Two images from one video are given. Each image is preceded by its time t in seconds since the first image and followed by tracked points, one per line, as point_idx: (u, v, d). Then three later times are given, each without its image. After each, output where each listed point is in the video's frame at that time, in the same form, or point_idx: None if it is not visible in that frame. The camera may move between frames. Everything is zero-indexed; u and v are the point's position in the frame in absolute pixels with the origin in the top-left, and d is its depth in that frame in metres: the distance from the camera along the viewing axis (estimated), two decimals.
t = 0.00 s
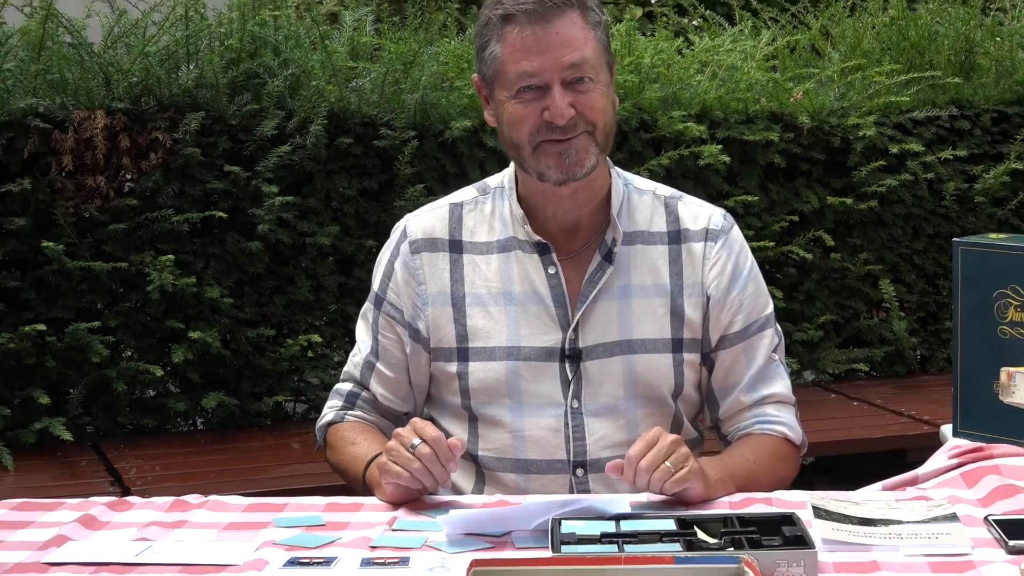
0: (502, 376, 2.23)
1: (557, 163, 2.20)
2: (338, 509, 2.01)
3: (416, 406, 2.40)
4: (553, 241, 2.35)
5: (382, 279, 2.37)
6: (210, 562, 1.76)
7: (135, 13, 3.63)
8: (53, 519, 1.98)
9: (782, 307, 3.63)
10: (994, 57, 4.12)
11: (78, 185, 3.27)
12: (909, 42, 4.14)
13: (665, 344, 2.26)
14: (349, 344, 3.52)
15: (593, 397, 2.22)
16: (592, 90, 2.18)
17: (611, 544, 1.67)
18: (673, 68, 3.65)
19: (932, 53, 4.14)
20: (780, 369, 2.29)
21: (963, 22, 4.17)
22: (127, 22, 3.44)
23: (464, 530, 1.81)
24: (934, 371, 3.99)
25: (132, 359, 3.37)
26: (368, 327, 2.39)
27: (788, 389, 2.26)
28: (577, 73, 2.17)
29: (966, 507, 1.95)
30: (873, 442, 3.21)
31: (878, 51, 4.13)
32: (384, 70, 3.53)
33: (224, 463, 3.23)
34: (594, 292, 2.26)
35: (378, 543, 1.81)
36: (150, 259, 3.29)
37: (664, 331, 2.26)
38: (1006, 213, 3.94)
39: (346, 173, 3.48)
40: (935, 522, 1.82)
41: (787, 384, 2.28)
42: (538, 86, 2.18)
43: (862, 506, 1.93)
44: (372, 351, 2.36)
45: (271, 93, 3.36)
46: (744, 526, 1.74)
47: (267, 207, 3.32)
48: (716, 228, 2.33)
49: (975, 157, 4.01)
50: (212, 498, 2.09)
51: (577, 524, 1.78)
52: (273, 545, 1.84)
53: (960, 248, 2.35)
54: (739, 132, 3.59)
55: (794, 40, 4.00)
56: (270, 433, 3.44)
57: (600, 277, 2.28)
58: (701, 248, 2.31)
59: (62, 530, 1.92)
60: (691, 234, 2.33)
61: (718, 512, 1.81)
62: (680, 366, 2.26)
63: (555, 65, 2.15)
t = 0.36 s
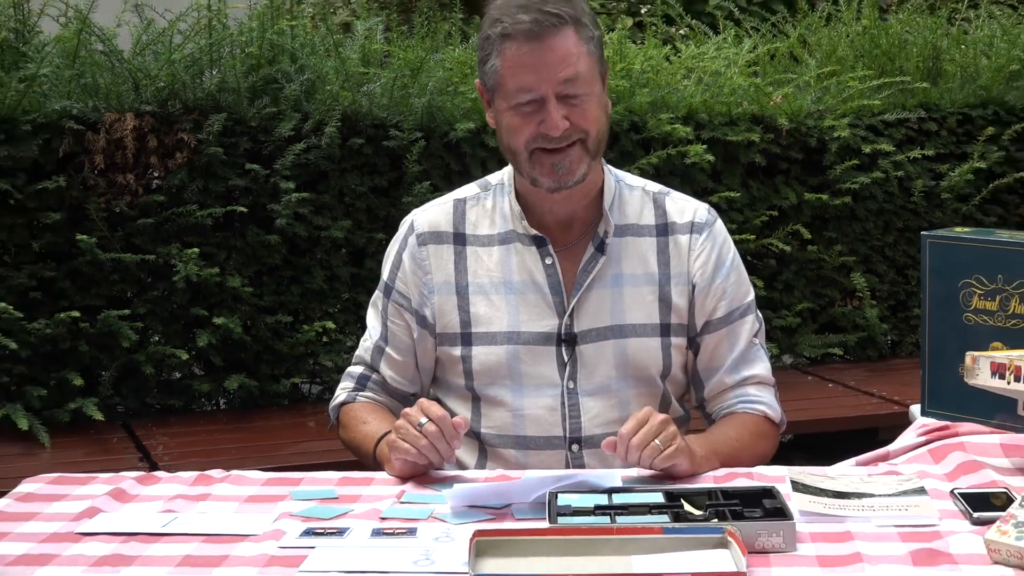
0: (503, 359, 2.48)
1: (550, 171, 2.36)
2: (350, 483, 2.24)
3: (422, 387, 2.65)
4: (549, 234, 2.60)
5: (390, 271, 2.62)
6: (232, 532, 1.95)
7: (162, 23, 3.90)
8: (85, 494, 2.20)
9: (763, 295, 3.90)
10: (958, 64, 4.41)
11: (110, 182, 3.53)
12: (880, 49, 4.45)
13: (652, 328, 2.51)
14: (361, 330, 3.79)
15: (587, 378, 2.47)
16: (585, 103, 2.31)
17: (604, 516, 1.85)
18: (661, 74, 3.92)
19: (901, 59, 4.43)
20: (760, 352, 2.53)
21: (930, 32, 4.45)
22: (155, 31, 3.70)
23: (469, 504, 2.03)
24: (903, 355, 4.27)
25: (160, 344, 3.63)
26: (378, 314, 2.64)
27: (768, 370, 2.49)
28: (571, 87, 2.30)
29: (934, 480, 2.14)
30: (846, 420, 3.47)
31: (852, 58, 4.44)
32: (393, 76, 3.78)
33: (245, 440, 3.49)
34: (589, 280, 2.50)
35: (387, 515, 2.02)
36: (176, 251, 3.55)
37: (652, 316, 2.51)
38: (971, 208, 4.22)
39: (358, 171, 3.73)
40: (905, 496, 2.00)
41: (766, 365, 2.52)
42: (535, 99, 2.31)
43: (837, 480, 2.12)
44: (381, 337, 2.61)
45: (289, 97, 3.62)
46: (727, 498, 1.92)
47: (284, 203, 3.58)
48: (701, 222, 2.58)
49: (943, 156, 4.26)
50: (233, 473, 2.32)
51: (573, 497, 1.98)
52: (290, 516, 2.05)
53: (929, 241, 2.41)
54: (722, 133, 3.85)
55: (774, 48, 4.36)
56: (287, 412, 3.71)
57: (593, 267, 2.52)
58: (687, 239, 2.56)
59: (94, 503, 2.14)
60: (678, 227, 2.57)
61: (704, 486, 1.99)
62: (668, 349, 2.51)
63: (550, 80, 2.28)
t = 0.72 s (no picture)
0: (503, 345, 2.70)
1: (542, 197, 2.49)
2: (359, 465, 2.44)
3: (427, 372, 2.87)
4: (546, 230, 2.77)
5: (397, 263, 2.84)
6: (247, 511, 2.12)
7: (181, 31, 4.14)
8: (111, 474, 2.42)
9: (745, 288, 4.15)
10: (932, 70, 4.69)
11: (133, 181, 3.74)
12: (858, 56, 4.71)
13: (644, 317, 2.73)
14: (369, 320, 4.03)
15: (583, 364, 2.69)
16: (577, 137, 2.40)
17: (599, 495, 2.00)
18: (651, 79, 4.16)
19: (878, 66, 4.69)
20: (746, 339, 2.75)
21: (905, 39, 4.73)
22: (175, 38, 3.95)
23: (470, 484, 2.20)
24: (879, 344, 4.54)
25: (180, 333, 3.87)
26: (385, 304, 2.84)
27: (752, 356, 2.73)
28: (564, 124, 2.38)
29: (908, 462, 2.33)
30: (826, 404, 3.70)
31: (831, 64, 4.67)
32: (400, 81, 4.02)
33: (261, 423, 3.72)
34: (585, 272, 2.71)
35: (394, 494, 2.20)
36: (196, 246, 3.78)
37: (643, 304, 2.73)
38: (943, 206, 4.47)
39: (366, 171, 3.97)
40: (882, 476, 2.18)
41: (750, 352, 2.75)
42: (529, 134, 2.39)
43: (818, 462, 2.31)
44: (388, 325, 2.81)
45: (302, 101, 3.85)
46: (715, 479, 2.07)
47: (298, 200, 3.80)
48: (689, 216, 2.80)
49: (916, 157, 4.51)
50: (250, 455, 2.51)
51: (569, 477, 2.14)
52: (302, 496, 2.24)
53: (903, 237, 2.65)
54: (710, 135, 4.09)
55: (758, 55, 4.58)
56: (300, 397, 3.96)
57: (589, 260, 2.73)
58: (677, 232, 2.78)
59: (118, 483, 2.34)
60: (668, 221, 2.79)
61: (691, 467, 2.16)
62: (659, 336, 2.74)
63: (544, 118, 2.35)
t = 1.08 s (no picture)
0: (499, 331, 2.75)
1: (540, 201, 2.54)
2: (361, 446, 2.47)
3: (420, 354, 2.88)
4: (541, 220, 2.78)
5: (394, 246, 2.86)
6: (252, 491, 2.13)
7: (187, 21, 4.24)
8: (118, 455, 2.43)
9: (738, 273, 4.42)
10: (921, 60, 4.93)
11: (139, 168, 3.81)
12: (849, 46, 4.98)
13: (636, 303, 2.76)
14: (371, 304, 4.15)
15: (576, 350, 2.75)
16: (575, 149, 2.43)
17: (595, 475, 2.05)
18: (646, 68, 4.38)
19: (868, 55, 4.96)
20: (737, 315, 2.75)
21: (895, 30, 4.99)
22: (180, 29, 4.02)
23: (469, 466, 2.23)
24: (869, 327, 4.80)
25: (185, 317, 3.97)
26: (380, 285, 2.85)
27: (746, 329, 2.71)
28: (564, 137, 2.40)
29: (898, 442, 2.37)
30: (819, 386, 3.81)
31: (822, 54, 4.95)
32: (401, 71, 4.11)
33: (264, 405, 3.81)
34: (578, 261, 2.75)
35: (394, 474, 2.20)
36: (201, 232, 3.87)
37: (635, 292, 2.77)
38: (931, 191, 4.75)
39: (367, 159, 4.06)
40: (873, 457, 2.22)
41: (744, 326, 2.74)
42: (529, 146, 2.41)
43: (809, 443, 2.35)
44: (385, 303, 2.81)
45: (305, 89, 3.94)
46: (709, 460, 2.11)
47: (302, 187, 3.90)
48: (680, 203, 2.83)
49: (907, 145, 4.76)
50: (253, 437, 2.54)
51: (566, 459, 2.19)
52: (305, 477, 2.24)
53: (892, 223, 2.71)
54: (703, 123, 4.31)
55: (751, 45, 4.90)
56: (303, 378, 4.07)
57: (582, 250, 2.76)
58: (668, 219, 2.80)
59: (125, 463, 2.35)
60: (659, 209, 2.82)
61: (685, 448, 2.18)
62: (651, 320, 2.78)
63: (545, 132, 2.37)
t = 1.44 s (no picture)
0: (496, 318, 2.75)
1: (536, 172, 2.56)
2: (358, 438, 2.46)
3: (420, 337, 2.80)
4: (536, 206, 2.79)
5: (391, 230, 2.83)
6: (248, 483, 2.12)
7: (183, 13, 4.23)
8: (115, 448, 2.42)
9: (735, 264, 4.48)
10: (918, 52, 4.97)
11: (136, 160, 3.81)
12: (847, 37, 5.04)
13: (630, 289, 2.77)
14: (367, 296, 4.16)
15: (572, 337, 2.75)
16: (574, 116, 2.45)
17: (592, 467, 1.99)
18: (643, 61, 4.44)
19: (866, 47, 5.03)
20: (730, 297, 2.71)
21: (892, 21, 5.02)
22: (177, 21, 4.04)
23: (465, 458, 2.23)
24: (866, 319, 4.86)
25: (182, 309, 3.98)
26: (378, 267, 2.78)
27: (737, 310, 2.67)
28: (564, 103, 2.42)
29: (895, 434, 2.36)
30: (815, 377, 3.84)
31: (819, 46, 5.01)
32: (399, 63, 4.13)
33: (262, 397, 3.81)
34: (571, 248, 2.75)
35: (391, 466, 2.19)
36: (198, 224, 3.87)
37: (629, 277, 2.77)
38: (928, 183, 4.80)
39: (364, 151, 4.07)
40: (870, 448, 2.22)
41: (736, 308, 2.69)
42: (528, 112, 2.43)
43: (806, 434, 2.35)
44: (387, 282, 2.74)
45: (301, 82, 3.94)
46: (705, 452, 2.09)
47: (298, 180, 3.91)
48: (670, 187, 2.84)
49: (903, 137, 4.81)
50: (250, 429, 2.53)
51: (563, 450, 2.12)
52: (302, 468, 2.23)
53: (889, 215, 2.69)
54: (700, 115, 4.36)
55: (748, 36, 4.98)
56: (300, 370, 4.08)
57: (575, 236, 2.76)
58: (659, 204, 2.81)
59: (121, 456, 2.35)
60: (650, 193, 2.82)
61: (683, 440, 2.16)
62: (645, 306, 2.78)
63: (544, 97, 2.39)
